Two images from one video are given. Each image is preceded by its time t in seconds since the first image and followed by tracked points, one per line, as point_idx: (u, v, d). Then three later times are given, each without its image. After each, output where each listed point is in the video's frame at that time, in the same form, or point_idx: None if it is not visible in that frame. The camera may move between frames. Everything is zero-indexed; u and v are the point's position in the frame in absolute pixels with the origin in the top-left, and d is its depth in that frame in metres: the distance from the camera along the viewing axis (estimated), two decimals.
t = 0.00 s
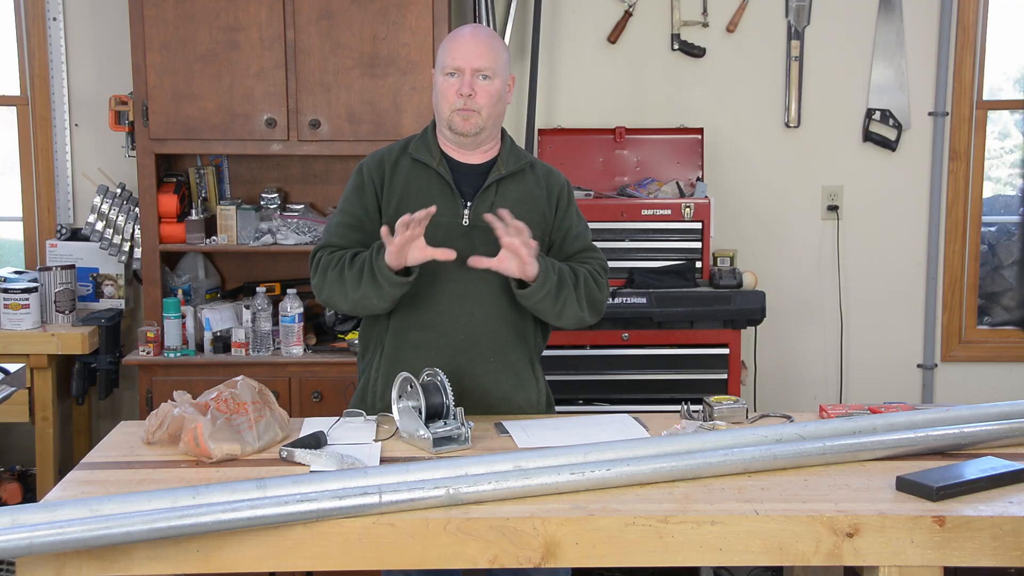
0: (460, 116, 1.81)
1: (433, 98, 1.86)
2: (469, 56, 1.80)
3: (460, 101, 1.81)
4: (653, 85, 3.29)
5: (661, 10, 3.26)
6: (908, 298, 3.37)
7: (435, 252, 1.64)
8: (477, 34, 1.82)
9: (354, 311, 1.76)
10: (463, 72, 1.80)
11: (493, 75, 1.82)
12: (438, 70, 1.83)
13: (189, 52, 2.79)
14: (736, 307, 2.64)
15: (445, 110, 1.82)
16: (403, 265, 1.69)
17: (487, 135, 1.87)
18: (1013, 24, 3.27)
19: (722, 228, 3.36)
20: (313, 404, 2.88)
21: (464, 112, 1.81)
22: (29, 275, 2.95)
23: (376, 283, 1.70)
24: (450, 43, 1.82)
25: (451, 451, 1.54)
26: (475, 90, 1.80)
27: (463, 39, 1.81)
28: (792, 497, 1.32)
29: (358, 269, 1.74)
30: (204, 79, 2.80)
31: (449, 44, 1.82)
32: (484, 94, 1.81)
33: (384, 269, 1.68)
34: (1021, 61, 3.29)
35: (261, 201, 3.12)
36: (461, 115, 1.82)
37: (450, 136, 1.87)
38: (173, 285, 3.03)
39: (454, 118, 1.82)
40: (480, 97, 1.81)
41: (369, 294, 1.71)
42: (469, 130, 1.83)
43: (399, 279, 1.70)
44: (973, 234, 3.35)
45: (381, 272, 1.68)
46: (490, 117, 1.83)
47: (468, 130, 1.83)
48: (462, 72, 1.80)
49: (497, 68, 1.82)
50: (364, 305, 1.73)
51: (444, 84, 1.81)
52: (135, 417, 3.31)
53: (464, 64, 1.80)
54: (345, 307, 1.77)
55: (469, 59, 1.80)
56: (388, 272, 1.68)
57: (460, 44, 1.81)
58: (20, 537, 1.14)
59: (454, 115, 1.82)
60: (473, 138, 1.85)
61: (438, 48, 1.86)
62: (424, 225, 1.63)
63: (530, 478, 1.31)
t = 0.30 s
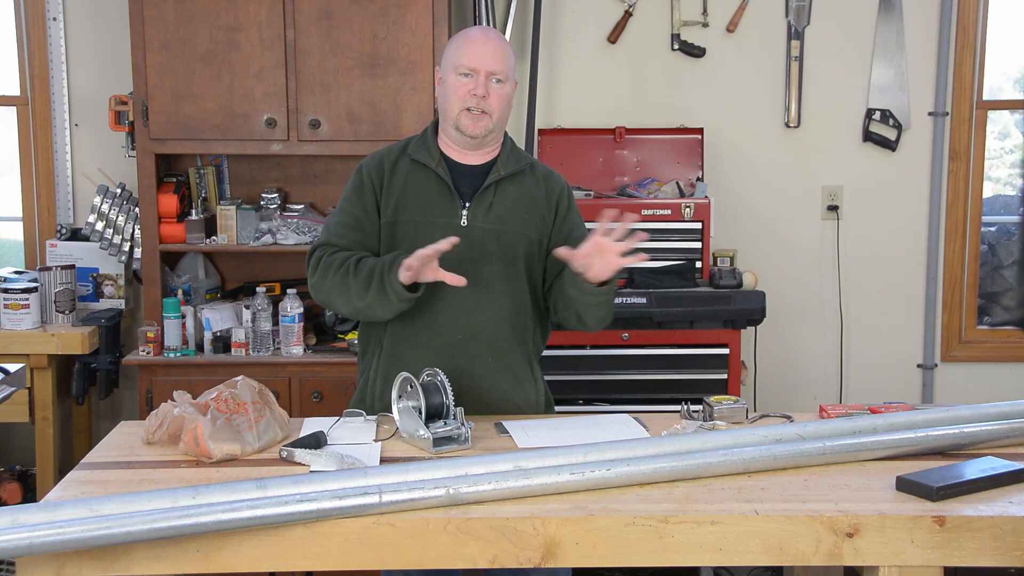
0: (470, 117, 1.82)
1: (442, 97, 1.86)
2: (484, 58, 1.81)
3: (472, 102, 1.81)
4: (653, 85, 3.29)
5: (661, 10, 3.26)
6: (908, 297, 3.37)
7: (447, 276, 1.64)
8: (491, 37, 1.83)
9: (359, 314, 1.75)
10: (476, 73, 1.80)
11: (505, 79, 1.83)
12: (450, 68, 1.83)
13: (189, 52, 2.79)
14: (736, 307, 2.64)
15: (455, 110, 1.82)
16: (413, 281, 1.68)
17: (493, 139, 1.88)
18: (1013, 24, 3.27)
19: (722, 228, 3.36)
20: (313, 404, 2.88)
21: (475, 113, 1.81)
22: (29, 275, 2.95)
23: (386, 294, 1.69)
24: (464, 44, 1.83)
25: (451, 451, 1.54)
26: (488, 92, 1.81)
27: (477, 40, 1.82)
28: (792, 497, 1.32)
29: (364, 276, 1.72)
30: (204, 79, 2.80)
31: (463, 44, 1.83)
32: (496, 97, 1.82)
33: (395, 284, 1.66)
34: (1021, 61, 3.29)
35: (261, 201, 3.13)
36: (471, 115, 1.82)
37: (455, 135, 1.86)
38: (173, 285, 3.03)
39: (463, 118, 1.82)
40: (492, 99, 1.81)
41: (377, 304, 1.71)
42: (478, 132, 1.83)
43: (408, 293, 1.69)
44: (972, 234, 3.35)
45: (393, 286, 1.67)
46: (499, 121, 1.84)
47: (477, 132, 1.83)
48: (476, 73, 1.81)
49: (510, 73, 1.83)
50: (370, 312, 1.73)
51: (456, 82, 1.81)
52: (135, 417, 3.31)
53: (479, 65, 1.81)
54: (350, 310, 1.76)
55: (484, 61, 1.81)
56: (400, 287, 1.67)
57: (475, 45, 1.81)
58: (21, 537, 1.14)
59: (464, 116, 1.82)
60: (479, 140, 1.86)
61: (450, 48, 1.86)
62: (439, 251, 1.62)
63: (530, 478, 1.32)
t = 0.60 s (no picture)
0: (473, 119, 1.82)
1: (442, 98, 1.85)
2: (483, 58, 1.80)
3: (475, 104, 1.81)
4: (653, 85, 3.29)
5: (661, 10, 3.26)
6: (908, 298, 3.37)
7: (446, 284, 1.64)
8: (489, 36, 1.83)
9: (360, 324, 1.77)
10: (477, 74, 1.80)
11: (506, 78, 1.83)
12: (449, 70, 1.83)
13: (189, 52, 2.79)
14: (736, 307, 2.64)
15: (458, 112, 1.82)
16: (412, 293, 1.69)
17: (496, 139, 1.89)
18: (1013, 24, 3.27)
19: (722, 228, 3.36)
20: (313, 404, 2.88)
21: (478, 114, 1.82)
22: (29, 275, 2.95)
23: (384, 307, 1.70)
24: (462, 45, 1.82)
25: (451, 451, 1.54)
26: (490, 94, 1.81)
27: (476, 40, 1.81)
28: (792, 497, 1.32)
29: (364, 289, 1.72)
30: (204, 80, 2.80)
31: (461, 45, 1.82)
32: (498, 97, 1.82)
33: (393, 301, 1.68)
34: (1021, 61, 3.29)
35: (261, 201, 3.13)
36: (474, 117, 1.82)
37: (457, 136, 1.87)
38: (173, 285, 3.03)
39: (466, 120, 1.82)
40: (494, 100, 1.82)
41: (376, 316, 1.72)
42: (482, 133, 1.84)
43: (407, 305, 1.71)
44: (972, 234, 3.35)
45: (391, 301, 1.68)
46: (501, 120, 1.84)
47: (481, 133, 1.83)
48: (477, 74, 1.80)
49: (510, 72, 1.83)
50: (370, 322, 1.74)
51: (457, 85, 1.81)
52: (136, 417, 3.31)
53: (479, 66, 1.80)
54: (352, 321, 1.78)
55: (483, 62, 1.80)
56: (396, 300, 1.68)
57: (474, 46, 1.81)
58: (21, 537, 1.14)
59: (467, 118, 1.82)
60: (483, 141, 1.86)
61: (447, 49, 1.85)
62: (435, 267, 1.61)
63: (530, 478, 1.32)
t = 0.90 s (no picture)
0: (475, 121, 1.81)
1: (444, 102, 1.85)
2: (483, 61, 1.81)
3: (476, 106, 1.81)
4: (653, 85, 3.29)
5: (661, 10, 3.26)
6: (908, 298, 3.37)
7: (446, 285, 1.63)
8: (488, 38, 1.83)
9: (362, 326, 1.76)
10: (478, 77, 1.80)
11: (506, 80, 1.82)
12: (450, 74, 1.83)
13: (189, 52, 2.79)
14: (736, 307, 2.64)
15: (459, 114, 1.81)
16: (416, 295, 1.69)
17: (498, 141, 1.88)
18: (1013, 24, 3.27)
19: (722, 228, 3.36)
20: (313, 404, 2.88)
21: (480, 117, 1.81)
22: (29, 275, 2.95)
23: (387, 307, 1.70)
24: (462, 48, 1.82)
25: (451, 451, 1.54)
26: (491, 96, 1.81)
27: (475, 43, 1.82)
28: (792, 497, 1.32)
29: (367, 290, 1.73)
30: (204, 80, 2.80)
31: (462, 48, 1.82)
32: (499, 99, 1.82)
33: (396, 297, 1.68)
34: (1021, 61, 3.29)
35: (261, 201, 3.13)
36: (476, 119, 1.81)
37: (460, 139, 1.86)
38: (173, 285, 3.03)
39: (468, 122, 1.82)
40: (495, 102, 1.81)
41: (379, 317, 1.71)
42: (484, 135, 1.83)
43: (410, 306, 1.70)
44: (972, 234, 3.35)
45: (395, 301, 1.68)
46: (503, 122, 1.84)
47: (483, 135, 1.83)
48: (477, 77, 1.80)
49: (510, 73, 1.83)
50: (372, 325, 1.74)
51: (457, 88, 1.81)
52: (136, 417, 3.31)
53: (479, 69, 1.80)
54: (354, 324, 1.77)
55: (484, 64, 1.80)
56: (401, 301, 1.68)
57: (474, 49, 1.81)
58: (20, 537, 1.13)
59: (469, 120, 1.81)
60: (485, 143, 1.86)
61: (447, 53, 1.85)
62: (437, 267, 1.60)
63: (530, 478, 1.31)
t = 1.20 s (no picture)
0: (473, 122, 1.81)
1: (440, 102, 1.84)
2: (480, 59, 1.80)
3: (474, 107, 1.80)
4: (652, 85, 3.29)
5: (661, 10, 3.26)
6: (908, 298, 3.37)
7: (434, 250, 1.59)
8: (484, 37, 1.82)
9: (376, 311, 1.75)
10: (475, 76, 1.79)
11: (503, 79, 1.82)
12: (446, 73, 1.82)
13: (189, 52, 2.79)
14: (736, 307, 2.64)
15: (457, 115, 1.81)
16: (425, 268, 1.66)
17: (494, 140, 1.89)
18: (1013, 24, 3.27)
19: (722, 228, 3.36)
20: (313, 404, 2.88)
21: (478, 117, 1.81)
22: (29, 275, 2.95)
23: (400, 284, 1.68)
24: (458, 47, 1.81)
25: (451, 451, 1.54)
26: (488, 95, 1.80)
27: (472, 42, 1.81)
28: (792, 497, 1.32)
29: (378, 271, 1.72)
30: (204, 80, 2.80)
31: (457, 47, 1.81)
32: (496, 99, 1.81)
33: (408, 269, 1.65)
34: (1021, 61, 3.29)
35: (261, 201, 3.13)
36: (474, 120, 1.81)
37: (457, 140, 1.87)
38: (173, 285, 3.03)
39: (467, 123, 1.82)
40: (493, 101, 1.81)
41: (393, 295, 1.70)
42: (482, 135, 1.83)
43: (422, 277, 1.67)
44: (972, 234, 3.35)
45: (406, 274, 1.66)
46: (500, 122, 1.84)
47: (481, 136, 1.83)
48: (474, 75, 1.79)
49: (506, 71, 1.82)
50: (385, 307, 1.72)
51: (455, 88, 1.80)
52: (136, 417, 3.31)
53: (476, 67, 1.79)
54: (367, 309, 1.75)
55: (481, 63, 1.80)
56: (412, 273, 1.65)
57: (470, 47, 1.80)
58: (20, 537, 1.13)
59: (467, 121, 1.81)
60: (483, 143, 1.86)
61: (443, 51, 1.84)
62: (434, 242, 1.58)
63: (530, 478, 1.32)
